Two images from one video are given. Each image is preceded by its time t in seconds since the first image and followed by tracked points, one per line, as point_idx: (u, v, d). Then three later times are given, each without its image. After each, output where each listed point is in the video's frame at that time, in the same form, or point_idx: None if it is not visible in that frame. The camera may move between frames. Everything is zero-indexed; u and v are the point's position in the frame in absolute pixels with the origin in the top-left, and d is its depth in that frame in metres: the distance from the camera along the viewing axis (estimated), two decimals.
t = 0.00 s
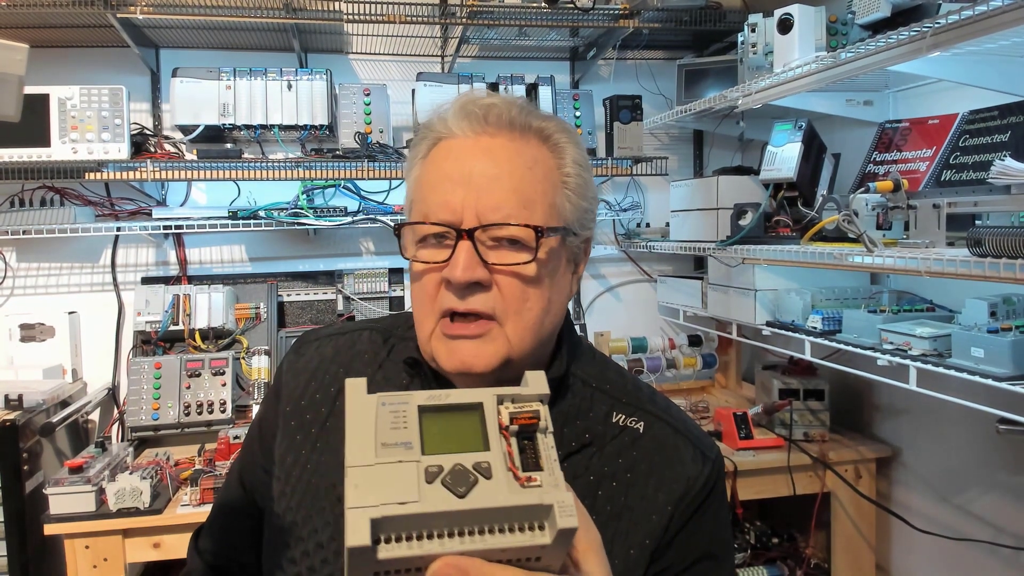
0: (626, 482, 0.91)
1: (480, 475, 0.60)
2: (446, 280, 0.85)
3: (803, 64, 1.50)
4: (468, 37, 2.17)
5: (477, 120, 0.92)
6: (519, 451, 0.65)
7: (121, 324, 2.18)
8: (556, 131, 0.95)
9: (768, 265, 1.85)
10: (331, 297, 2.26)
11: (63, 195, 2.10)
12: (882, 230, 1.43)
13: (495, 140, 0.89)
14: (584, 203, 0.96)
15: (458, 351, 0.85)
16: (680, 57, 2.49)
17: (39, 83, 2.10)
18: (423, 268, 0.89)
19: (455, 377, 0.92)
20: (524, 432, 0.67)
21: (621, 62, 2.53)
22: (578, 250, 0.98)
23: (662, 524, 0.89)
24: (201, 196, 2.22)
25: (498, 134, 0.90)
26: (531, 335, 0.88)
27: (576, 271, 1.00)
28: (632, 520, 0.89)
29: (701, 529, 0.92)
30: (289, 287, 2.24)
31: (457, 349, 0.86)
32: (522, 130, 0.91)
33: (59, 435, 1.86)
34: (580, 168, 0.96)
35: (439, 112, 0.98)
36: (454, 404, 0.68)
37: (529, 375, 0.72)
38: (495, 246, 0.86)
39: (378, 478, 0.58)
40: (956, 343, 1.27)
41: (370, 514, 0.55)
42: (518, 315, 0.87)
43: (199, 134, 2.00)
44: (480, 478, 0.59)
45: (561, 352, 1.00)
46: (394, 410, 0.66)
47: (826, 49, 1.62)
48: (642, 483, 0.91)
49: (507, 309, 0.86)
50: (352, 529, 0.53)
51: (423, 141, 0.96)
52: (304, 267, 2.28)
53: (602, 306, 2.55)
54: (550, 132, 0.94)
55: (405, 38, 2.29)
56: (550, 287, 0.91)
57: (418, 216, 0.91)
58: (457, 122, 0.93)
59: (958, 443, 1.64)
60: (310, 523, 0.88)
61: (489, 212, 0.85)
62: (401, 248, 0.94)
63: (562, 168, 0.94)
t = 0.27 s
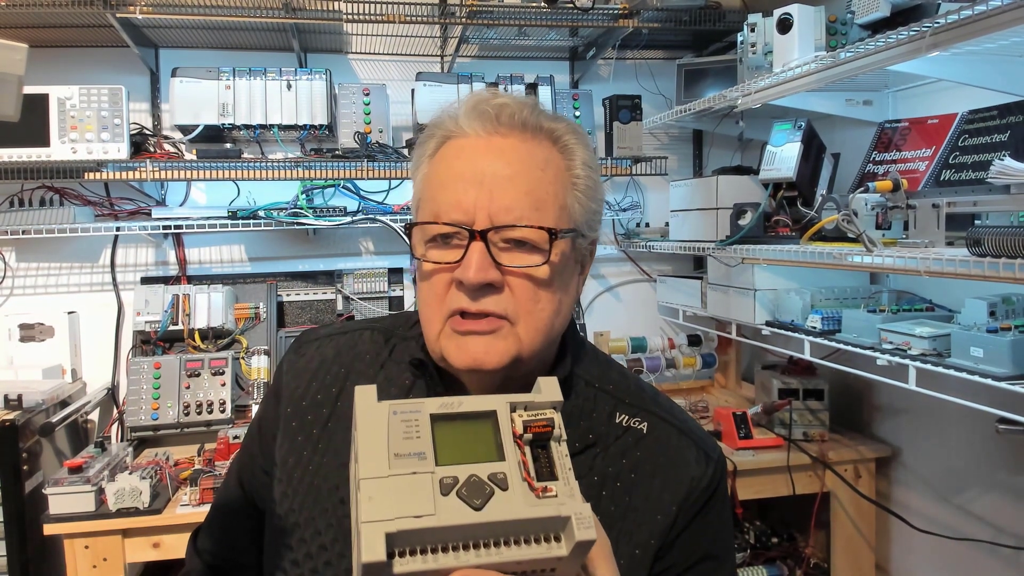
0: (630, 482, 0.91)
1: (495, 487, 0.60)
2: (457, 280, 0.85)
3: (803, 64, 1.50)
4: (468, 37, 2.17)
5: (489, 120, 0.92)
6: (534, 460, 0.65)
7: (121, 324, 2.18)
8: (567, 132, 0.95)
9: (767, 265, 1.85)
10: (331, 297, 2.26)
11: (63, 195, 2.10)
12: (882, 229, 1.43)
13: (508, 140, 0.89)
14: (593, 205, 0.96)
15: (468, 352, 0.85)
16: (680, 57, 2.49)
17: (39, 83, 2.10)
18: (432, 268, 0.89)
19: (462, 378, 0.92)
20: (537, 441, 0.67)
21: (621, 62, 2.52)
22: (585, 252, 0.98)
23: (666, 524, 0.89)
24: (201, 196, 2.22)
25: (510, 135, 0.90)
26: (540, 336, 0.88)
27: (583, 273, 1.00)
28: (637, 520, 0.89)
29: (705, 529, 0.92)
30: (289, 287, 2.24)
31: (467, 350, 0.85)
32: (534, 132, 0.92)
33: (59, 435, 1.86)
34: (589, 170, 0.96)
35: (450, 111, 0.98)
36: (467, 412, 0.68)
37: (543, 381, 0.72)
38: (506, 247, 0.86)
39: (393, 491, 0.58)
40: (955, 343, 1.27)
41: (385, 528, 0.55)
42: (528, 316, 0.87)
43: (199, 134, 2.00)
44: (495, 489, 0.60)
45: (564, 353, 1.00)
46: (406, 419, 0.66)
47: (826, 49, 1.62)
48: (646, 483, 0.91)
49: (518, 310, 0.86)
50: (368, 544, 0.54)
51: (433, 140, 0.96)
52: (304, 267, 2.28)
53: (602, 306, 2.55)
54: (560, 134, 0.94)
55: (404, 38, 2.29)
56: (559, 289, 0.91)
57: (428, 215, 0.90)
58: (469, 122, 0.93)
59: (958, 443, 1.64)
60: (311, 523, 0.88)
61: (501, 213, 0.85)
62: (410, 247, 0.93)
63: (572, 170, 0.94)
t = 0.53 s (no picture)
0: (631, 482, 0.91)
1: (486, 495, 0.61)
2: (463, 280, 0.85)
3: (803, 64, 1.50)
4: (468, 37, 2.17)
5: (495, 121, 0.92)
6: (525, 467, 0.65)
7: (121, 324, 2.18)
8: (571, 133, 0.96)
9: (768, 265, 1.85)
10: (331, 297, 2.26)
11: (63, 196, 2.10)
12: (882, 229, 1.43)
13: (513, 141, 0.89)
14: (596, 207, 0.96)
15: (472, 352, 0.85)
16: (680, 57, 2.49)
17: (39, 83, 2.10)
18: (437, 267, 0.89)
19: (465, 379, 0.92)
20: (529, 447, 0.67)
21: (621, 62, 2.52)
22: (588, 254, 0.98)
23: (668, 524, 0.89)
24: (201, 196, 2.22)
25: (515, 135, 0.90)
26: (544, 337, 0.88)
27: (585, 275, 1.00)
28: (638, 520, 0.89)
29: (707, 529, 0.92)
30: (289, 287, 2.25)
31: (471, 350, 0.85)
32: (538, 132, 0.92)
33: (59, 435, 1.86)
34: (593, 172, 0.96)
35: (455, 111, 0.98)
36: (457, 419, 0.68)
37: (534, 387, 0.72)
38: (511, 247, 0.86)
39: (382, 502, 0.58)
40: (956, 343, 1.27)
41: (375, 540, 0.55)
42: (532, 317, 0.87)
43: (199, 134, 2.00)
44: (485, 498, 0.60)
45: (565, 356, 1.00)
46: (395, 428, 0.66)
47: (826, 49, 1.62)
48: (647, 483, 0.91)
49: (522, 310, 0.86)
50: (357, 557, 0.54)
51: (438, 140, 0.96)
52: (304, 267, 2.28)
53: (602, 306, 2.55)
54: (564, 136, 0.94)
55: (404, 38, 2.29)
56: (563, 290, 0.91)
57: (433, 214, 0.90)
58: (475, 122, 0.93)
59: (958, 443, 1.64)
60: (311, 525, 0.88)
61: (507, 213, 0.85)
62: (414, 247, 0.93)
63: (576, 171, 0.94)
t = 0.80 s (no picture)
0: (631, 483, 0.91)
1: (477, 490, 0.61)
2: (463, 279, 0.85)
3: (803, 64, 1.50)
4: (468, 37, 2.17)
5: (496, 120, 0.92)
6: (516, 462, 0.65)
7: (121, 324, 2.18)
8: (572, 133, 0.96)
9: (768, 265, 1.85)
10: (331, 297, 2.26)
11: (63, 195, 2.10)
12: (882, 229, 1.43)
13: (514, 140, 0.89)
14: (596, 207, 0.96)
15: (472, 351, 0.85)
16: (680, 57, 2.49)
17: (39, 83, 2.10)
18: (438, 266, 0.89)
19: (465, 379, 0.92)
20: (520, 443, 0.67)
21: (621, 62, 2.53)
22: (588, 255, 0.98)
23: (668, 525, 0.88)
24: (201, 195, 2.22)
25: (516, 135, 0.90)
26: (545, 336, 0.88)
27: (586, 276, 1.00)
28: (638, 520, 0.89)
29: (706, 530, 0.92)
30: (289, 287, 2.25)
31: (472, 350, 0.85)
32: (539, 132, 0.92)
33: (59, 435, 1.86)
34: (594, 172, 0.96)
35: (456, 111, 0.98)
36: (449, 416, 0.68)
37: (525, 383, 0.72)
38: (512, 246, 0.86)
39: (374, 497, 0.59)
40: (956, 343, 1.27)
41: (367, 533, 0.56)
42: (532, 317, 0.87)
43: (199, 134, 2.00)
44: (476, 493, 0.61)
45: (565, 356, 1.00)
46: (388, 425, 0.66)
47: (826, 50, 1.62)
48: (647, 484, 0.91)
49: (522, 309, 0.86)
50: (349, 550, 0.54)
51: (439, 139, 0.96)
52: (304, 267, 2.28)
53: (602, 306, 2.55)
54: (564, 136, 0.94)
55: (404, 38, 2.29)
56: (563, 290, 0.91)
57: (434, 213, 0.90)
58: (476, 121, 0.93)
59: (958, 443, 1.64)
60: (312, 525, 0.88)
61: (508, 213, 0.85)
62: (415, 246, 0.93)
63: (577, 170, 0.94)
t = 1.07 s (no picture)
0: (632, 483, 0.91)
1: (480, 482, 0.61)
2: (466, 276, 0.85)
3: (803, 63, 1.50)
4: (468, 37, 2.17)
5: (500, 119, 0.92)
6: (519, 455, 0.65)
7: (121, 324, 2.18)
8: (576, 133, 0.96)
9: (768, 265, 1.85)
10: (331, 297, 2.26)
11: (62, 195, 2.10)
12: (882, 229, 1.43)
13: (518, 139, 0.89)
14: (599, 207, 0.96)
15: (475, 348, 0.85)
16: (680, 57, 2.49)
17: (39, 83, 2.10)
18: (440, 263, 0.89)
19: (467, 376, 0.92)
20: (522, 436, 0.67)
21: (621, 62, 2.53)
22: (590, 254, 0.98)
23: (668, 524, 0.89)
24: (201, 195, 2.22)
25: (520, 134, 0.90)
26: (547, 334, 0.88)
27: (588, 275, 1.00)
28: (639, 520, 0.89)
29: (707, 530, 0.92)
30: (289, 287, 2.25)
31: (474, 346, 0.85)
32: (543, 131, 0.92)
33: (59, 435, 1.86)
34: (596, 172, 0.96)
35: (460, 110, 0.98)
36: (452, 409, 0.68)
37: (528, 378, 0.72)
38: (515, 244, 0.86)
39: (378, 487, 0.59)
40: (956, 343, 1.27)
41: (371, 524, 0.56)
42: (535, 314, 0.87)
43: (199, 134, 2.00)
44: (479, 484, 0.60)
45: (566, 355, 1.00)
46: (392, 417, 0.66)
47: (826, 49, 1.62)
48: (647, 484, 0.91)
49: (525, 307, 0.86)
50: (352, 540, 0.54)
51: (442, 138, 0.96)
52: (304, 267, 2.28)
53: (602, 306, 2.55)
54: (568, 135, 0.94)
55: (404, 38, 2.29)
56: (566, 289, 0.91)
57: (437, 211, 0.90)
58: (480, 120, 0.93)
59: (958, 443, 1.64)
60: (313, 525, 0.88)
61: (511, 210, 0.85)
62: (418, 243, 0.93)
63: (580, 170, 0.94)
